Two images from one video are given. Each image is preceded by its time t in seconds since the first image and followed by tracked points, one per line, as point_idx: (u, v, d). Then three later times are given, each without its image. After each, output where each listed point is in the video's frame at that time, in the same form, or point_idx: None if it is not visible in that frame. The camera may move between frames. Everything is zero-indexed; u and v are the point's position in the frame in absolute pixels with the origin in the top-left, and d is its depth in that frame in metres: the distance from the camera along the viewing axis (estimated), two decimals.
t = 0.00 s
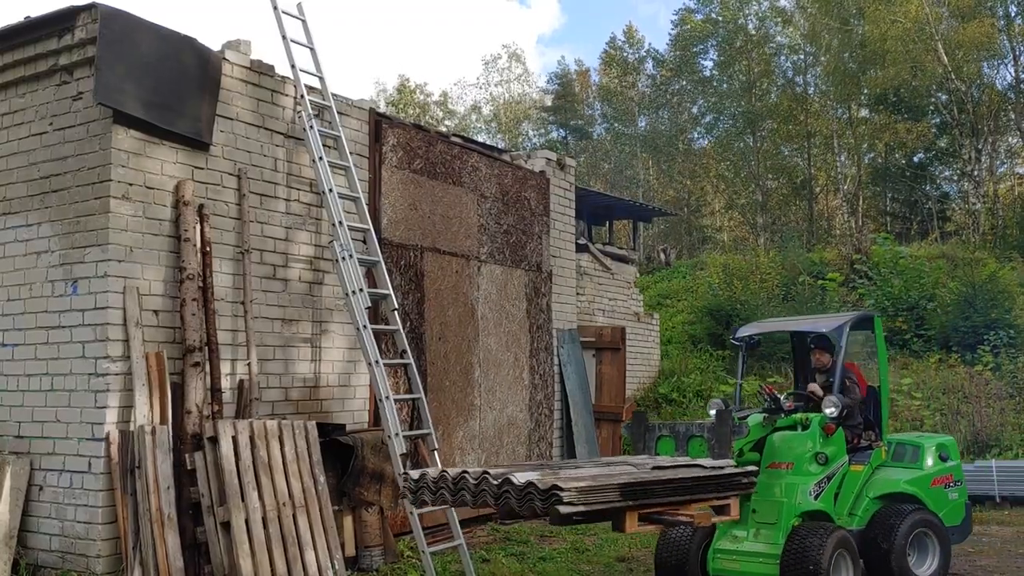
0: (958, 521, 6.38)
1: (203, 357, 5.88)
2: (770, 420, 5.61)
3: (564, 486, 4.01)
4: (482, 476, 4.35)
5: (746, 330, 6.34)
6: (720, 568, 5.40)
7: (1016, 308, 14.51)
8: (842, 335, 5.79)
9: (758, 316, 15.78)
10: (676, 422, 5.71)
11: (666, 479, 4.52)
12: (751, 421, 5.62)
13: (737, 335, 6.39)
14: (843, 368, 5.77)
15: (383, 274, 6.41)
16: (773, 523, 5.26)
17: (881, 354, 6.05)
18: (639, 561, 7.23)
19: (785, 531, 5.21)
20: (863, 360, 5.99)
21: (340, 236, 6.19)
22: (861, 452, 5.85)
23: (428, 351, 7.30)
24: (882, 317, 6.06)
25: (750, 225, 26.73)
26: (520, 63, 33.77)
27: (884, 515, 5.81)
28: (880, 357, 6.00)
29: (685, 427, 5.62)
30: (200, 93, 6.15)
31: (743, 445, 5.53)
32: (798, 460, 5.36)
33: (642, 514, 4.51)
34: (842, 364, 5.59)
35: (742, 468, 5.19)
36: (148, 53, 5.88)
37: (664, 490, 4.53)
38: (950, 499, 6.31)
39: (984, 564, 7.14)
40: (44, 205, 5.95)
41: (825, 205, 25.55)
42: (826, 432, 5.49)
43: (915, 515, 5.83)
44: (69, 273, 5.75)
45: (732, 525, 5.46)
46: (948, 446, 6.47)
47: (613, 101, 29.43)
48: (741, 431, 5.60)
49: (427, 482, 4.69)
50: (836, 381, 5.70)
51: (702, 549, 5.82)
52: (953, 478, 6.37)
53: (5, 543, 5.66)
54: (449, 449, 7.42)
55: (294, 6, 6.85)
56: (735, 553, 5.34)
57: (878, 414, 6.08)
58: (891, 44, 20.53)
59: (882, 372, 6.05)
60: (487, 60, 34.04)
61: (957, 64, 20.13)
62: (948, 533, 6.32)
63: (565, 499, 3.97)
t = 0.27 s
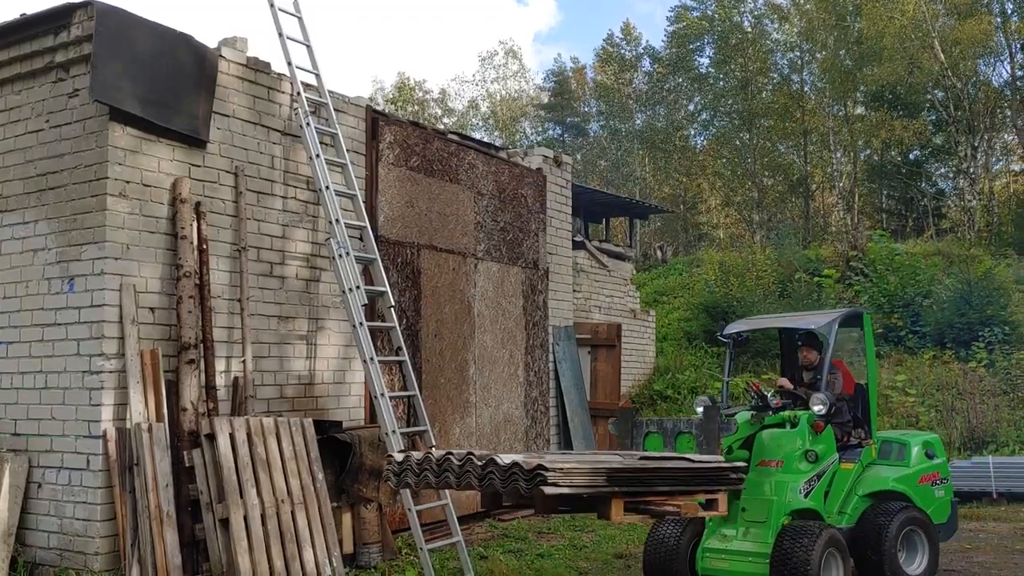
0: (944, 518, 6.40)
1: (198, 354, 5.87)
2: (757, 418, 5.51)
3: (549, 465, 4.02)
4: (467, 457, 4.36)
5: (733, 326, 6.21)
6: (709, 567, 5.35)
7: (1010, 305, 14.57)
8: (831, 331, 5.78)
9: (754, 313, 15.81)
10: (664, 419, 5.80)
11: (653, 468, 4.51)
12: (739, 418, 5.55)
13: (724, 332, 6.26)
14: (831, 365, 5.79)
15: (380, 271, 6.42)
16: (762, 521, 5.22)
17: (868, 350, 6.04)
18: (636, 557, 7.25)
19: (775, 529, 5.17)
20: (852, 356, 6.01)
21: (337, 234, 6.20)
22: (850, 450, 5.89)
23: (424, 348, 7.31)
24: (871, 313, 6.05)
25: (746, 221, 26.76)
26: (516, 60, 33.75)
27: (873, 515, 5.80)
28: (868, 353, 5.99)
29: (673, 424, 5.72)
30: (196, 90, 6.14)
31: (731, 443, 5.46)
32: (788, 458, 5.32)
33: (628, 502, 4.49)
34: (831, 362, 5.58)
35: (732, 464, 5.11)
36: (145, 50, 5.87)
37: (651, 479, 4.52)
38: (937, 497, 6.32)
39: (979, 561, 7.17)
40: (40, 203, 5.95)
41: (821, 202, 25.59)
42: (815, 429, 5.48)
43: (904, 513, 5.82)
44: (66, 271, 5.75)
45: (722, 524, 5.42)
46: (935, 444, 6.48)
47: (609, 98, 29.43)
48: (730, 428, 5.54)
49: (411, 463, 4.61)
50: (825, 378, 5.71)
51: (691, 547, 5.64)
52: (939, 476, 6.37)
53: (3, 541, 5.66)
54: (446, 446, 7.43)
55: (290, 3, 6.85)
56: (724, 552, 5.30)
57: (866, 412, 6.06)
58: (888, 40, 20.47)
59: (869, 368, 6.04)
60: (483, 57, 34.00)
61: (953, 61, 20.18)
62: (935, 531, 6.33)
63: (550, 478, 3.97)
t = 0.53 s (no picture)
0: (936, 515, 6.39)
1: (200, 351, 5.88)
2: (753, 415, 5.44)
3: (542, 458, 4.00)
4: (458, 450, 4.34)
5: (729, 322, 6.25)
6: (702, 565, 5.26)
7: (1013, 301, 14.56)
8: (826, 328, 5.77)
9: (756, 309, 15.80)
10: (659, 414, 5.56)
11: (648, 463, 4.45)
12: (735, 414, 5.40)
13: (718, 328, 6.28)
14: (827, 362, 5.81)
15: (382, 268, 6.42)
16: (757, 519, 5.15)
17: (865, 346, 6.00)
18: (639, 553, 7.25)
19: (770, 527, 5.11)
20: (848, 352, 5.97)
21: (339, 230, 6.20)
22: (845, 447, 5.88)
23: (427, 344, 7.32)
24: (867, 308, 6.02)
25: (748, 217, 26.74)
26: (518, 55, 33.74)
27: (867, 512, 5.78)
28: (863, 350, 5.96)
29: (668, 419, 5.46)
30: (198, 87, 6.14)
31: (726, 438, 5.31)
32: (784, 455, 5.26)
33: (623, 498, 4.44)
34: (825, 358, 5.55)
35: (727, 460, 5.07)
36: (147, 47, 5.88)
37: (646, 476, 4.46)
38: (929, 494, 6.31)
39: (982, 556, 7.17)
40: (43, 199, 5.95)
41: (824, 198, 25.56)
42: (810, 425, 5.46)
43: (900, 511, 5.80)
44: (69, 267, 5.76)
45: (715, 522, 5.34)
46: (926, 441, 6.46)
47: (611, 94, 29.40)
48: (725, 424, 5.29)
49: (401, 456, 4.63)
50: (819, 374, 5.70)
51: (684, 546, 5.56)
52: (931, 473, 6.36)
53: (7, 537, 5.67)
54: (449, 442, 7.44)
55: None
56: (718, 550, 5.21)
57: (861, 409, 6.06)
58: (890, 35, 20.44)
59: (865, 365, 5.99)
60: (485, 52, 33.96)
61: (956, 57, 20.16)
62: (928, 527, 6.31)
63: (542, 471, 3.95)
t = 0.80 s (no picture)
0: (926, 511, 6.33)
1: (202, 346, 5.89)
2: (746, 411, 5.44)
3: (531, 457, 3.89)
4: (445, 449, 4.26)
5: (721, 318, 6.23)
6: (695, 563, 5.22)
7: (1015, 296, 14.55)
8: (820, 324, 5.75)
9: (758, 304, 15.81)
10: (652, 410, 5.37)
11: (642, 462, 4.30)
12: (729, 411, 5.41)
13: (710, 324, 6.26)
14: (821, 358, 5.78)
15: (384, 263, 6.42)
16: (750, 516, 5.12)
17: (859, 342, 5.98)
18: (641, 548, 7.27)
19: (763, 524, 5.08)
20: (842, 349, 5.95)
21: (341, 225, 6.20)
22: (839, 444, 5.78)
23: (429, 340, 7.32)
24: (861, 304, 6.01)
25: (750, 212, 26.72)
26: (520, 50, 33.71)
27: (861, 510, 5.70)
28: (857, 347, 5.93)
29: (660, 416, 5.29)
30: (199, 83, 6.13)
31: (719, 435, 5.30)
32: (777, 452, 5.26)
33: (616, 498, 4.30)
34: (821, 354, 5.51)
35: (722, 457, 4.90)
36: (148, 42, 5.87)
37: (640, 475, 4.31)
38: (919, 490, 6.26)
39: (983, 551, 7.18)
40: (45, 195, 5.95)
41: (826, 193, 25.54)
42: (803, 422, 5.44)
43: (893, 507, 5.74)
44: (70, 263, 5.76)
45: (708, 520, 5.31)
46: (914, 437, 6.41)
47: (613, 89, 29.36)
48: (718, 420, 5.32)
49: (387, 456, 4.60)
50: (813, 371, 5.67)
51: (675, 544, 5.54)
52: (921, 469, 6.31)
53: (10, 532, 5.69)
54: (450, 437, 7.45)
55: None
56: (711, 548, 5.18)
57: (855, 405, 5.96)
58: (895, 29, 20.53)
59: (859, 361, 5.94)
60: (486, 47, 33.92)
61: (958, 52, 20.23)
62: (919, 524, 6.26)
63: (531, 472, 3.84)
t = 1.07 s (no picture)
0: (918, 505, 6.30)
1: (205, 339, 5.90)
2: (740, 405, 5.33)
3: (517, 449, 3.86)
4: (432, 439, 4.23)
5: (716, 311, 6.08)
6: (688, 559, 5.16)
7: (1019, 289, 14.53)
8: (816, 317, 5.68)
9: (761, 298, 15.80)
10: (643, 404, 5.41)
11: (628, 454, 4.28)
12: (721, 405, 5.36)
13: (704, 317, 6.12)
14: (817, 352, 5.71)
15: (387, 256, 6.42)
16: (743, 512, 5.05)
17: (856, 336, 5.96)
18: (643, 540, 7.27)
19: (756, 520, 5.02)
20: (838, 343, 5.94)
21: (344, 218, 6.20)
22: (836, 439, 5.76)
23: (431, 333, 7.32)
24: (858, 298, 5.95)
25: (754, 206, 26.69)
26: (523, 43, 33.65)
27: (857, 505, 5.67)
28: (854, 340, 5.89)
29: (653, 409, 5.33)
30: (203, 76, 6.13)
31: (712, 431, 5.25)
32: (772, 447, 5.15)
33: (602, 491, 4.28)
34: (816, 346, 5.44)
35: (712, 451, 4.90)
36: (151, 35, 5.86)
37: (627, 467, 4.30)
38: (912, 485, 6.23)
39: (986, 545, 7.19)
40: (48, 188, 5.95)
41: (829, 186, 25.50)
42: (798, 416, 5.34)
43: (887, 504, 5.70)
44: (74, 255, 5.76)
45: (701, 515, 5.24)
46: (907, 431, 6.35)
47: (616, 81, 29.30)
48: (711, 414, 5.32)
49: (373, 448, 4.51)
50: (808, 365, 5.61)
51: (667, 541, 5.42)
52: (913, 464, 6.28)
53: (14, 524, 5.70)
54: (453, 430, 7.46)
55: None
56: (704, 543, 5.11)
57: (852, 400, 5.97)
58: (899, 21, 20.89)
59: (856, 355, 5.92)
60: (489, 40, 33.87)
61: (964, 44, 20.32)
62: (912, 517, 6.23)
63: (519, 463, 3.81)
